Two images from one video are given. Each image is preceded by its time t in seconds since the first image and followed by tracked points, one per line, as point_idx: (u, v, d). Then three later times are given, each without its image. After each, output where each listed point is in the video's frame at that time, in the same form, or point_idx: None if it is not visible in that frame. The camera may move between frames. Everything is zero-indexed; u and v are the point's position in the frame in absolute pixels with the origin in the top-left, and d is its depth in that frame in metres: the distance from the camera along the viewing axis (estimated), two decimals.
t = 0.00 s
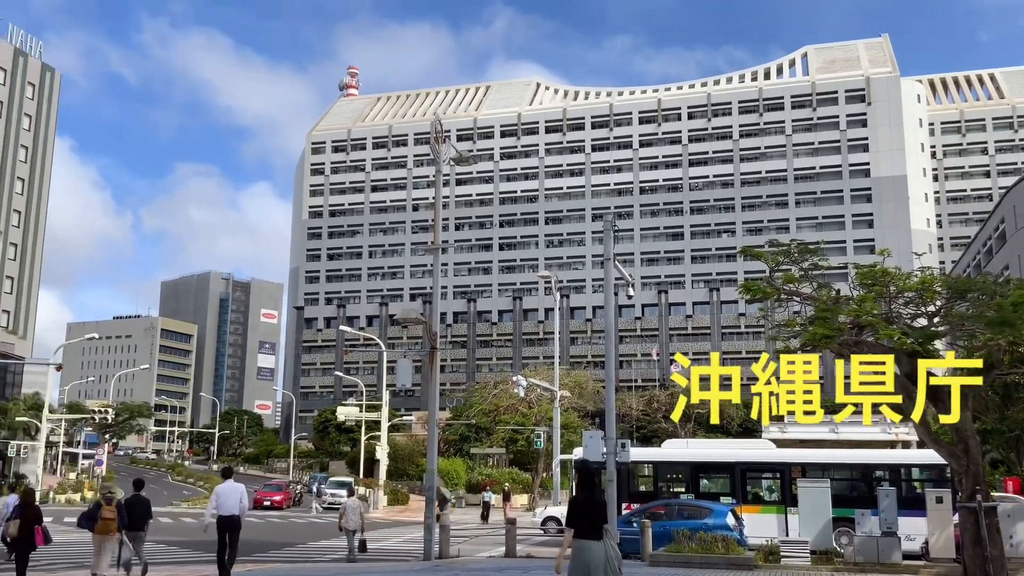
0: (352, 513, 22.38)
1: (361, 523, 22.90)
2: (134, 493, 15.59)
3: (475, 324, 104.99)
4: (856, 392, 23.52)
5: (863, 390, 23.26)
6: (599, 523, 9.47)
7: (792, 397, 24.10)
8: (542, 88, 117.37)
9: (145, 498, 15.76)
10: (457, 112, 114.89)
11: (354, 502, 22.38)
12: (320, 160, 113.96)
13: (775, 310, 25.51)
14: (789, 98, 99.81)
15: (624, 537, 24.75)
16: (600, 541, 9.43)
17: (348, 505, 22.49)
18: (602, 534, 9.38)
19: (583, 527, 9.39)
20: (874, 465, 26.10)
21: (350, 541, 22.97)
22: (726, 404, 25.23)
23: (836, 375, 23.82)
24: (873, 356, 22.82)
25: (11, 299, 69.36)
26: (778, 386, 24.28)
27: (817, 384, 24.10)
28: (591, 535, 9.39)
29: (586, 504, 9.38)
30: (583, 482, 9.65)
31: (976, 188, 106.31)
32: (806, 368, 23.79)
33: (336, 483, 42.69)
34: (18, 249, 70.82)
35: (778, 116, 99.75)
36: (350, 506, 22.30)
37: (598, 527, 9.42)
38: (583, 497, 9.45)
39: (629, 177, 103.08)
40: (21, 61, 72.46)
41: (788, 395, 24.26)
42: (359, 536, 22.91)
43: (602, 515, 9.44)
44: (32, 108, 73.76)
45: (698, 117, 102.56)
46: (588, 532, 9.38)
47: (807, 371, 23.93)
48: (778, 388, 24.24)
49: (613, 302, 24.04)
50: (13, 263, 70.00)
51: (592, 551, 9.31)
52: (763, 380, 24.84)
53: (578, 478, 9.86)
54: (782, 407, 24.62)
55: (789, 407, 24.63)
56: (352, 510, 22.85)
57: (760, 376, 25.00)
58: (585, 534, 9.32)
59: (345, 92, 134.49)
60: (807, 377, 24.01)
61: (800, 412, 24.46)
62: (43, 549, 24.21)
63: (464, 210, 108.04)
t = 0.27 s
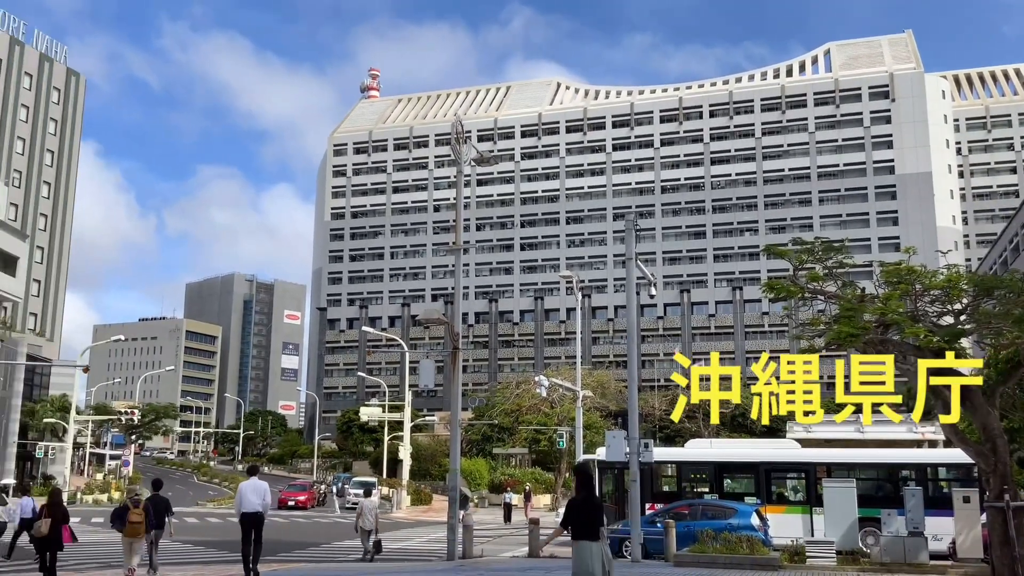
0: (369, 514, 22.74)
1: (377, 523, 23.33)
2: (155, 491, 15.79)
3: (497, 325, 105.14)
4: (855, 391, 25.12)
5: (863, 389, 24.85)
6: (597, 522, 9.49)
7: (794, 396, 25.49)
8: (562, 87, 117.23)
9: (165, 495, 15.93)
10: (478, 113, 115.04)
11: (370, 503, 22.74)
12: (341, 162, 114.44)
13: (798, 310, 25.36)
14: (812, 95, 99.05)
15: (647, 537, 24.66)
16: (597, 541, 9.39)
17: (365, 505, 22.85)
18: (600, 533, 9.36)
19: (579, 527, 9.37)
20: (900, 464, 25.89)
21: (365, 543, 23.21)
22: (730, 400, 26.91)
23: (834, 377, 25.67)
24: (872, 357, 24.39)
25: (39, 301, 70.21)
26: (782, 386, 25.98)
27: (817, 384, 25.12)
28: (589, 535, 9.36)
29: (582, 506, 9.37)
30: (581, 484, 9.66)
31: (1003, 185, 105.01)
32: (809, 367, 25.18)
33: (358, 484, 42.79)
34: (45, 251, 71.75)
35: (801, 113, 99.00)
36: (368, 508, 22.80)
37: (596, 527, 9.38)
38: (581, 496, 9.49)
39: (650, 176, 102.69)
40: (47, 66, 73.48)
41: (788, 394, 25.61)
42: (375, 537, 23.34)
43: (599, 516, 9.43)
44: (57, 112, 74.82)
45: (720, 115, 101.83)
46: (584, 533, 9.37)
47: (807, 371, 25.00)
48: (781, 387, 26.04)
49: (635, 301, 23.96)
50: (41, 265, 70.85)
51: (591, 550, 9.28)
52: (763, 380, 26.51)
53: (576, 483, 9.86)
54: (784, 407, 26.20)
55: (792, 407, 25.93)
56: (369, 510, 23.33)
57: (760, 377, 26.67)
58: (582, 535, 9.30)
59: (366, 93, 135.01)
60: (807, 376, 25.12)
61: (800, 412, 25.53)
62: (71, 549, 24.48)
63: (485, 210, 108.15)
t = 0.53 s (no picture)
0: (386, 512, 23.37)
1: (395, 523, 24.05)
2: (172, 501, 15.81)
3: (519, 325, 105.37)
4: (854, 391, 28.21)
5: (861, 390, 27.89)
6: (596, 518, 9.67)
7: (792, 396, 29.09)
8: (582, 87, 117.04)
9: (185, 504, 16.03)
10: (498, 114, 115.14)
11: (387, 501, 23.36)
12: (362, 164, 114.78)
13: (822, 308, 25.15)
14: (835, 92, 98.22)
15: (670, 538, 24.57)
16: (596, 535, 9.61)
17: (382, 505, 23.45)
18: (597, 529, 9.57)
19: (579, 521, 9.57)
20: (925, 464, 25.64)
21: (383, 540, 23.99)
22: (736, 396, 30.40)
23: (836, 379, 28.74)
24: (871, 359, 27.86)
25: (65, 304, 70.96)
26: (780, 387, 29.45)
27: (814, 385, 28.64)
28: (586, 532, 9.57)
29: (583, 502, 9.57)
30: (581, 480, 9.87)
31: None
32: (805, 369, 28.60)
33: (381, 484, 42.90)
34: (71, 254, 72.53)
35: (824, 110, 98.11)
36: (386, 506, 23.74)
37: (594, 524, 9.59)
38: (580, 493, 9.71)
39: (671, 175, 102.28)
40: (71, 71, 74.26)
41: (788, 393, 29.26)
42: (393, 536, 24.11)
43: (598, 511, 9.66)
44: (82, 117, 75.61)
45: (741, 113, 101.20)
46: (584, 527, 9.57)
47: (808, 371, 28.74)
48: (780, 387, 29.41)
49: (658, 301, 23.89)
50: (67, 268, 71.61)
51: (589, 545, 9.51)
52: (763, 380, 30.20)
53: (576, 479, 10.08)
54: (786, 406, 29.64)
55: (792, 406, 29.44)
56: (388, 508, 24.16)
57: (762, 377, 30.29)
58: (582, 528, 9.49)
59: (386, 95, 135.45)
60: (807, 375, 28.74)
61: (800, 410, 29.03)
62: (99, 549, 24.74)
63: (506, 210, 108.23)
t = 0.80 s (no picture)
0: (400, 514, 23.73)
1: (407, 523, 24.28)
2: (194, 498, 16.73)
3: (540, 326, 105.42)
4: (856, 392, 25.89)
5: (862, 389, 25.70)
6: (594, 521, 9.26)
7: (792, 397, 25.51)
8: (602, 86, 116.81)
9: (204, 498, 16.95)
10: (518, 114, 115.26)
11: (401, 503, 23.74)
12: (383, 165, 115.30)
13: (847, 307, 24.95)
14: (858, 89, 97.53)
15: (694, 539, 24.44)
16: (595, 539, 9.21)
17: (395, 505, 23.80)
18: (596, 532, 9.18)
19: (579, 524, 9.18)
20: (952, 464, 25.35)
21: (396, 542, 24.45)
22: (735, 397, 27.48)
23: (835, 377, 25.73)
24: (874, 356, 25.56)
25: (91, 306, 71.73)
26: (778, 386, 25.73)
27: (816, 385, 25.34)
28: (584, 534, 9.18)
29: (582, 505, 9.18)
30: (579, 484, 9.47)
31: None
32: (807, 368, 25.32)
33: (405, 484, 43.14)
34: (96, 258, 73.34)
35: (847, 108, 97.50)
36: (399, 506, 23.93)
37: (592, 526, 9.20)
38: (578, 495, 9.32)
39: (693, 174, 101.92)
40: (95, 76, 75.02)
41: (789, 393, 25.66)
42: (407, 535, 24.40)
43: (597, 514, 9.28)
44: (106, 121, 76.34)
45: (763, 111, 100.84)
46: (584, 530, 9.18)
47: (808, 371, 25.52)
48: (778, 388, 25.74)
49: (680, 301, 23.71)
50: (92, 271, 72.42)
51: (587, 548, 9.10)
52: (762, 380, 26.08)
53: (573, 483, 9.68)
54: (784, 408, 26.02)
55: (790, 408, 25.85)
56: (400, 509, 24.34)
57: (760, 376, 26.22)
58: (581, 533, 9.11)
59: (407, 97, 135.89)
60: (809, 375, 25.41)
61: (800, 412, 25.52)
62: (127, 549, 24.99)
63: (526, 211, 108.34)
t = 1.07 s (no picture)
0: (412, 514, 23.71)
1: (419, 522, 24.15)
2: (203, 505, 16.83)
3: (560, 326, 105.34)
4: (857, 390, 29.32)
5: (863, 388, 28.89)
6: (589, 517, 9.49)
7: (792, 396, 30.31)
8: (622, 86, 116.58)
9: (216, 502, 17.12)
10: (538, 114, 115.36)
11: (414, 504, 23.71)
12: (403, 167, 115.71)
13: (871, 306, 24.73)
14: (881, 86, 96.92)
15: (717, 540, 24.27)
16: (591, 534, 9.47)
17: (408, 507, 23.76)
18: (591, 527, 9.44)
19: (573, 520, 9.41)
20: (978, 464, 25.01)
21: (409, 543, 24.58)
22: (736, 396, 31.37)
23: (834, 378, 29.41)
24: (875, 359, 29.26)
25: (115, 309, 72.33)
26: (779, 387, 30.60)
27: (813, 385, 30.07)
28: (580, 529, 9.43)
29: (576, 500, 9.40)
30: (574, 481, 9.69)
31: None
32: (805, 369, 30.15)
33: (426, 485, 43.17)
34: (120, 260, 74.02)
35: (868, 105, 96.88)
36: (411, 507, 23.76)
37: (588, 521, 9.46)
38: (574, 491, 9.55)
39: (713, 173, 101.54)
40: (118, 81, 75.81)
41: (788, 393, 30.49)
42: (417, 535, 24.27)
43: (592, 510, 9.49)
44: (130, 125, 77.06)
45: (785, 109, 100.39)
46: (580, 525, 9.42)
47: (807, 372, 30.29)
48: (780, 388, 30.56)
49: (701, 301, 23.43)
50: (116, 274, 73.08)
51: (583, 542, 9.35)
52: (763, 380, 31.13)
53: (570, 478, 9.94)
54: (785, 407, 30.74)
55: (791, 407, 30.57)
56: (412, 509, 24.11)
57: (762, 377, 31.20)
58: (575, 528, 9.33)
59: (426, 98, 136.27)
60: (807, 375, 30.19)
61: (799, 410, 30.33)
62: (152, 550, 25.17)
63: (546, 211, 108.34)
